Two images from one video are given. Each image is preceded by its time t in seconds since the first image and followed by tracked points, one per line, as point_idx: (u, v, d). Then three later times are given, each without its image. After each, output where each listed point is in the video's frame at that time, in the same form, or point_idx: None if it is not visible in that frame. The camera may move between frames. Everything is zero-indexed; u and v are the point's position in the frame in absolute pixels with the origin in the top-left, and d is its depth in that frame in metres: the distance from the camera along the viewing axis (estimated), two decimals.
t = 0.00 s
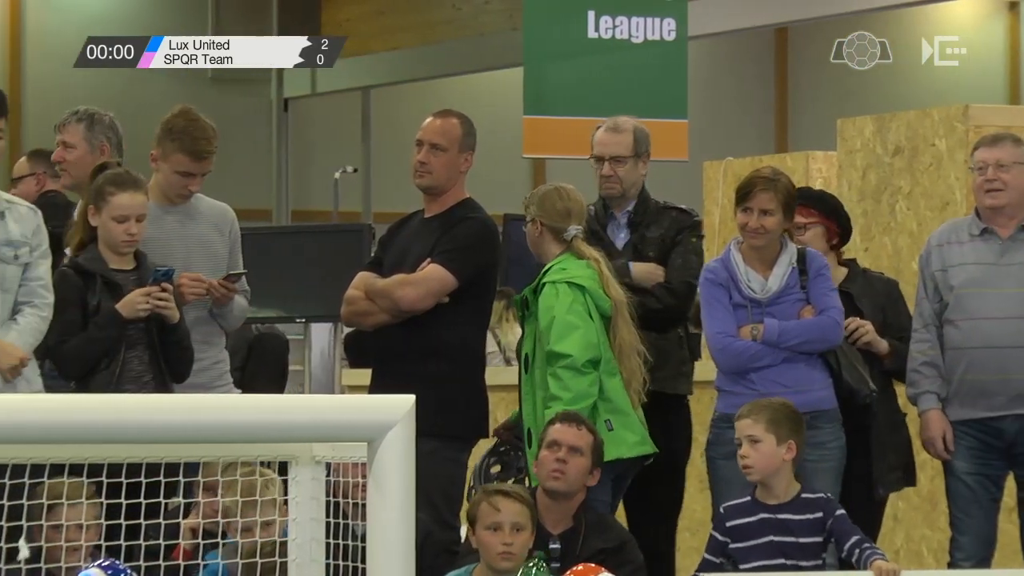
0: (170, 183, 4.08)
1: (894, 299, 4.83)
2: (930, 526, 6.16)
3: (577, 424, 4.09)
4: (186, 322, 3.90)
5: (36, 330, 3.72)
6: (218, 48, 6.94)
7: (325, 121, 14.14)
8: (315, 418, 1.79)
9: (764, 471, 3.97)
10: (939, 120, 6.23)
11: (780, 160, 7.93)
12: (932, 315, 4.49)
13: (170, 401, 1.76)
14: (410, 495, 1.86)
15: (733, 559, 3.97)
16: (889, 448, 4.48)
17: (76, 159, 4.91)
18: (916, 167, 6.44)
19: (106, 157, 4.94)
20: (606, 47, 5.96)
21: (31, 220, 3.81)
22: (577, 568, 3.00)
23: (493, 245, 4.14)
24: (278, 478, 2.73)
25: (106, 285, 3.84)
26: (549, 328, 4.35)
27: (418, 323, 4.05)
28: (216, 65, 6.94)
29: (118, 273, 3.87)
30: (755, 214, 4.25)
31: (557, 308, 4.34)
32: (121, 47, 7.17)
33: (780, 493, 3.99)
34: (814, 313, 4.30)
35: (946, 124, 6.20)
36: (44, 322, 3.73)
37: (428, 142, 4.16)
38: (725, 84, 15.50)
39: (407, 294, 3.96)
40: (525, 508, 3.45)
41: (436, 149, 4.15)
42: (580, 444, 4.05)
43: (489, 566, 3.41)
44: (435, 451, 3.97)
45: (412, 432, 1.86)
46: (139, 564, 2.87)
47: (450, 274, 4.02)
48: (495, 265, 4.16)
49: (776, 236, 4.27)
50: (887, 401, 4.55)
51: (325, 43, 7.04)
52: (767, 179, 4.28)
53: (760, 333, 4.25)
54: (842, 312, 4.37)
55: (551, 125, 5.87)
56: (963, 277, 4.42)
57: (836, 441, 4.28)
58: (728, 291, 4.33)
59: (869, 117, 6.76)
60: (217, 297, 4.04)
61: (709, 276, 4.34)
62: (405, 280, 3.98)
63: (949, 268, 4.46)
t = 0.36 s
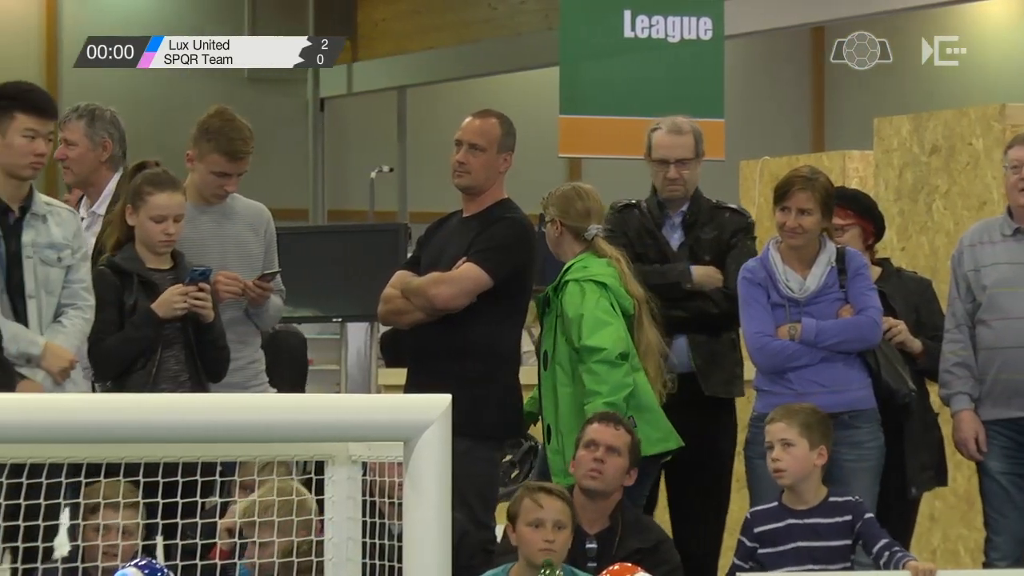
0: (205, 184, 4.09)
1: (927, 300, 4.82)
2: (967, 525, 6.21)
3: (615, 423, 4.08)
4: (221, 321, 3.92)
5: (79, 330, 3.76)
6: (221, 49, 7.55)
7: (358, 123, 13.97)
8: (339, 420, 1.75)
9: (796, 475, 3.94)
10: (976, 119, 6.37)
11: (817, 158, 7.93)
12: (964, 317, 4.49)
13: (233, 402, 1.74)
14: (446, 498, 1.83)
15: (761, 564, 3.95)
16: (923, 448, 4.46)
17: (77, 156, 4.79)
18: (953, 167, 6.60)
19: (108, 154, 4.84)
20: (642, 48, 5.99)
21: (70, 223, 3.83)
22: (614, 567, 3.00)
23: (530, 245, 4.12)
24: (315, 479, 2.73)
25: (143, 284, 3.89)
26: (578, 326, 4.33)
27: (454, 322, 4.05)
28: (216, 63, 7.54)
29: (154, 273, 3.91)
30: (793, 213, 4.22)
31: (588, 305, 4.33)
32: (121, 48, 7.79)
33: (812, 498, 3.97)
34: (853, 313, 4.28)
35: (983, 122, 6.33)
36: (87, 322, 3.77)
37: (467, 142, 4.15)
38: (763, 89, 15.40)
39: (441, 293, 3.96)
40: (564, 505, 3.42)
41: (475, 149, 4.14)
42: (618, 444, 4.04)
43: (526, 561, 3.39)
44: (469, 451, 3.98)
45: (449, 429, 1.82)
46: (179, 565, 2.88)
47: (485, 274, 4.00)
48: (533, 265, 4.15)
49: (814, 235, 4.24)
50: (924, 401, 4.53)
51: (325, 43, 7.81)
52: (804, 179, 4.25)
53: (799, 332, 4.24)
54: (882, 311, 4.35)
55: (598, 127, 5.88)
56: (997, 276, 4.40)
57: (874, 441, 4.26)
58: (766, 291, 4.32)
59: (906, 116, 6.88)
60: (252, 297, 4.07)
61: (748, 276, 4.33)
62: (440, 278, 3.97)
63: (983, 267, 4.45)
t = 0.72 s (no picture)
0: (241, 185, 4.10)
1: (962, 301, 4.80)
2: (1002, 525, 6.27)
3: (653, 424, 4.12)
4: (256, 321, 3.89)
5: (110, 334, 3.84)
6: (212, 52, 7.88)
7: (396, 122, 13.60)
8: (374, 419, 1.75)
9: (832, 474, 3.92)
10: (1014, 118, 6.54)
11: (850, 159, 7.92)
12: (998, 318, 4.48)
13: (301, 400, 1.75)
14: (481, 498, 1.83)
15: (790, 564, 3.94)
16: (960, 448, 4.45)
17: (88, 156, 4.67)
18: (990, 166, 6.70)
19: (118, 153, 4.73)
20: (670, 48, 5.97)
21: (99, 227, 3.89)
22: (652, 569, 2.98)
23: (567, 246, 4.12)
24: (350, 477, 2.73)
25: (179, 284, 3.89)
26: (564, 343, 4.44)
27: (493, 322, 4.04)
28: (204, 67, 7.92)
29: (190, 273, 3.91)
30: (829, 213, 4.23)
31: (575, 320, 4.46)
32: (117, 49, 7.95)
33: (844, 500, 3.94)
34: (889, 313, 4.28)
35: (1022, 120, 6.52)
36: (117, 328, 3.84)
37: (504, 143, 4.17)
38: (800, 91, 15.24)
39: (478, 292, 3.95)
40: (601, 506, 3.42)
41: (512, 149, 4.16)
42: (655, 445, 4.07)
43: (563, 560, 3.40)
44: (505, 450, 3.96)
45: (485, 425, 1.82)
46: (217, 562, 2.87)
47: (522, 274, 4.00)
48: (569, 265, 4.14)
49: (849, 236, 4.24)
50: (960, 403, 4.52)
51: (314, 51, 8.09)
52: (841, 178, 4.25)
53: (834, 332, 4.25)
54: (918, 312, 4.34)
55: (633, 127, 5.88)
56: None
57: (910, 441, 4.25)
58: (802, 290, 4.32)
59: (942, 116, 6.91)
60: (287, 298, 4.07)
61: (784, 275, 4.34)
62: (477, 277, 3.96)
63: (1016, 268, 4.43)
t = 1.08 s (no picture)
0: (278, 186, 4.10)
1: (997, 301, 4.79)
2: None
3: (690, 425, 4.22)
4: (292, 320, 3.88)
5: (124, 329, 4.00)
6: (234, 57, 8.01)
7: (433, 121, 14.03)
8: (420, 423, 1.77)
9: (879, 477, 3.90)
10: None
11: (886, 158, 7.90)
12: None
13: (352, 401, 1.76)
14: (516, 495, 1.84)
15: (822, 567, 3.93)
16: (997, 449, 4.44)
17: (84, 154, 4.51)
18: None
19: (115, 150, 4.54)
20: (706, 48, 6.29)
21: (113, 223, 4.03)
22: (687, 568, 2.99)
23: (602, 245, 4.13)
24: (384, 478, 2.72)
25: (216, 285, 3.84)
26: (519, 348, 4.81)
27: (528, 323, 4.05)
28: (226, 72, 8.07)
29: (227, 274, 3.88)
30: (865, 213, 4.22)
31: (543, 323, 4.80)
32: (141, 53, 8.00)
33: (875, 501, 3.93)
34: (925, 313, 4.27)
35: None
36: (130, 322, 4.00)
37: (538, 143, 4.18)
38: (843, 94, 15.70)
39: (514, 293, 3.95)
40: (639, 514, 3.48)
41: (547, 149, 4.16)
42: (692, 445, 4.17)
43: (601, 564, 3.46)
44: (541, 450, 3.96)
45: (520, 430, 1.84)
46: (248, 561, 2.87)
47: (558, 274, 4.00)
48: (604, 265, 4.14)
49: (885, 235, 4.24)
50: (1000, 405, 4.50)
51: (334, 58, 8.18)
52: (878, 178, 4.25)
53: (870, 331, 4.24)
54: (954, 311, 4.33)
55: (667, 125, 6.18)
56: None
57: (946, 441, 4.25)
58: (839, 290, 4.32)
59: (979, 115, 6.88)
60: (324, 297, 4.07)
61: (820, 274, 4.33)
62: (512, 278, 3.96)
63: None
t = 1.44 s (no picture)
0: (319, 186, 4.11)
1: None
2: None
3: (732, 427, 4.25)
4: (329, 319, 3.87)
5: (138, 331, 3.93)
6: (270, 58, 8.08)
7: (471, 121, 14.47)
8: (458, 425, 1.80)
9: (924, 476, 3.89)
10: None
11: (926, 157, 7.90)
12: None
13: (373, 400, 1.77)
14: (555, 499, 1.85)
15: (858, 567, 3.91)
16: None
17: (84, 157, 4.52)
18: None
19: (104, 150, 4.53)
20: (747, 47, 6.29)
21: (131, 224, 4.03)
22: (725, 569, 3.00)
23: (638, 244, 4.11)
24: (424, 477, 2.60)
25: (255, 285, 3.85)
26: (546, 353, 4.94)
27: (568, 323, 4.05)
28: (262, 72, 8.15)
29: (266, 273, 3.88)
30: (904, 213, 4.24)
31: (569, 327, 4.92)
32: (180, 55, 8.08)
33: (912, 502, 3.92)
34: (964, 313, 4.27)
35: None
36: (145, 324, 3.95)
37: (574, 143, 4.18)
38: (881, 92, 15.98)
39: (552, 295, 3.96)
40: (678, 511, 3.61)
41: (583, 150, 4.17)
42: (737, 446, 4.20)
43: (639, 560, 3.59)
44: (582, 451, 3.98)
45: (558, 430, 1.85)
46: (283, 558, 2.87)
47: (597, 275, 3.99)
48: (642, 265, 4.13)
49: (925, 235, 4.25)
50: None
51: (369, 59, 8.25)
52: (917, 178, 4.26)
53: (909, 331, 4.25)
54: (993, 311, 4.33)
55: (709, 126, 6.20)
56: None
57: (985, 441, 4.25)
58: (877, 290, 4.31)
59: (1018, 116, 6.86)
60: (366, 297, 4.09)
61: (858, 274, 4.33)
62: (550, 280, 3.97)
63: None
